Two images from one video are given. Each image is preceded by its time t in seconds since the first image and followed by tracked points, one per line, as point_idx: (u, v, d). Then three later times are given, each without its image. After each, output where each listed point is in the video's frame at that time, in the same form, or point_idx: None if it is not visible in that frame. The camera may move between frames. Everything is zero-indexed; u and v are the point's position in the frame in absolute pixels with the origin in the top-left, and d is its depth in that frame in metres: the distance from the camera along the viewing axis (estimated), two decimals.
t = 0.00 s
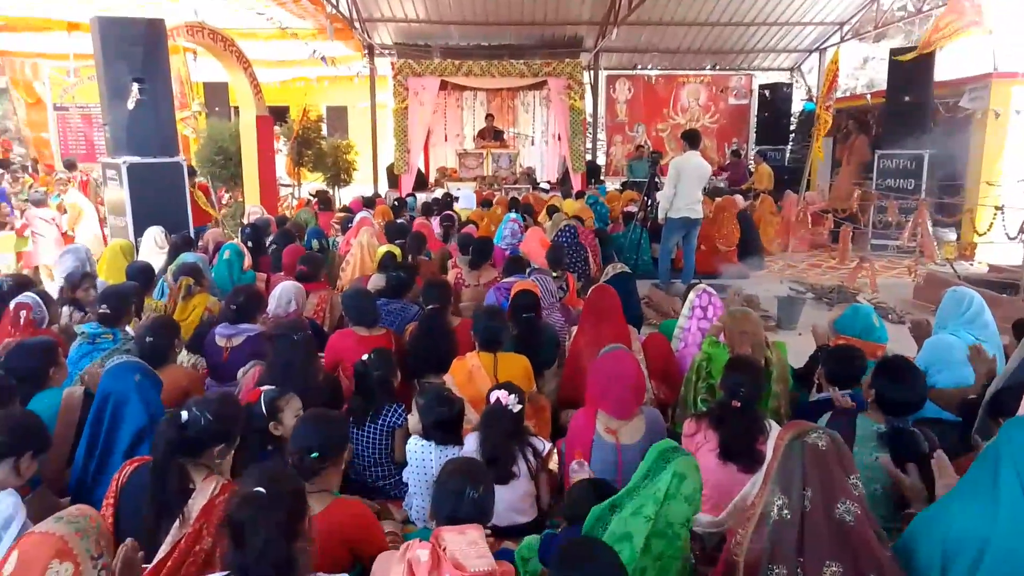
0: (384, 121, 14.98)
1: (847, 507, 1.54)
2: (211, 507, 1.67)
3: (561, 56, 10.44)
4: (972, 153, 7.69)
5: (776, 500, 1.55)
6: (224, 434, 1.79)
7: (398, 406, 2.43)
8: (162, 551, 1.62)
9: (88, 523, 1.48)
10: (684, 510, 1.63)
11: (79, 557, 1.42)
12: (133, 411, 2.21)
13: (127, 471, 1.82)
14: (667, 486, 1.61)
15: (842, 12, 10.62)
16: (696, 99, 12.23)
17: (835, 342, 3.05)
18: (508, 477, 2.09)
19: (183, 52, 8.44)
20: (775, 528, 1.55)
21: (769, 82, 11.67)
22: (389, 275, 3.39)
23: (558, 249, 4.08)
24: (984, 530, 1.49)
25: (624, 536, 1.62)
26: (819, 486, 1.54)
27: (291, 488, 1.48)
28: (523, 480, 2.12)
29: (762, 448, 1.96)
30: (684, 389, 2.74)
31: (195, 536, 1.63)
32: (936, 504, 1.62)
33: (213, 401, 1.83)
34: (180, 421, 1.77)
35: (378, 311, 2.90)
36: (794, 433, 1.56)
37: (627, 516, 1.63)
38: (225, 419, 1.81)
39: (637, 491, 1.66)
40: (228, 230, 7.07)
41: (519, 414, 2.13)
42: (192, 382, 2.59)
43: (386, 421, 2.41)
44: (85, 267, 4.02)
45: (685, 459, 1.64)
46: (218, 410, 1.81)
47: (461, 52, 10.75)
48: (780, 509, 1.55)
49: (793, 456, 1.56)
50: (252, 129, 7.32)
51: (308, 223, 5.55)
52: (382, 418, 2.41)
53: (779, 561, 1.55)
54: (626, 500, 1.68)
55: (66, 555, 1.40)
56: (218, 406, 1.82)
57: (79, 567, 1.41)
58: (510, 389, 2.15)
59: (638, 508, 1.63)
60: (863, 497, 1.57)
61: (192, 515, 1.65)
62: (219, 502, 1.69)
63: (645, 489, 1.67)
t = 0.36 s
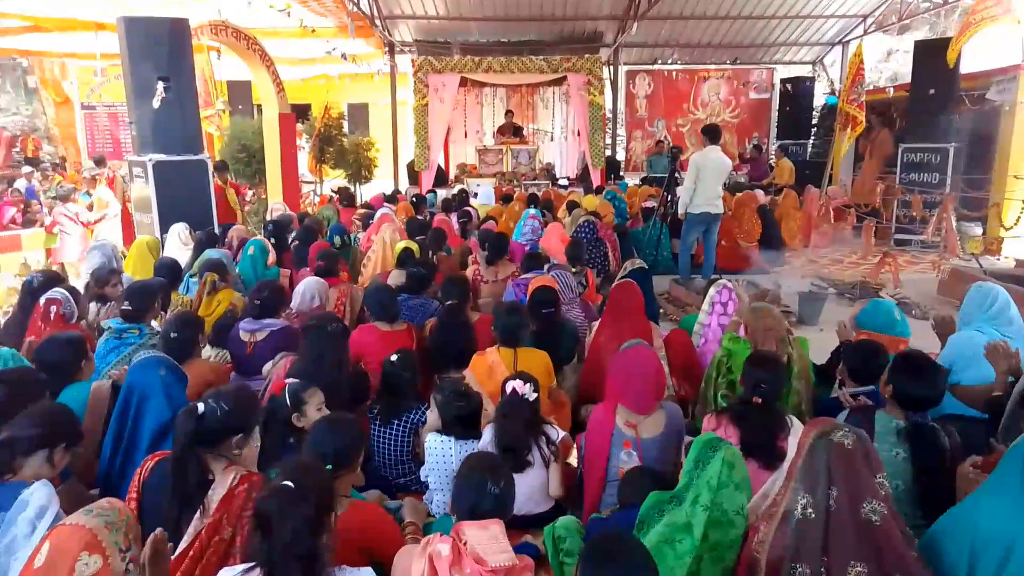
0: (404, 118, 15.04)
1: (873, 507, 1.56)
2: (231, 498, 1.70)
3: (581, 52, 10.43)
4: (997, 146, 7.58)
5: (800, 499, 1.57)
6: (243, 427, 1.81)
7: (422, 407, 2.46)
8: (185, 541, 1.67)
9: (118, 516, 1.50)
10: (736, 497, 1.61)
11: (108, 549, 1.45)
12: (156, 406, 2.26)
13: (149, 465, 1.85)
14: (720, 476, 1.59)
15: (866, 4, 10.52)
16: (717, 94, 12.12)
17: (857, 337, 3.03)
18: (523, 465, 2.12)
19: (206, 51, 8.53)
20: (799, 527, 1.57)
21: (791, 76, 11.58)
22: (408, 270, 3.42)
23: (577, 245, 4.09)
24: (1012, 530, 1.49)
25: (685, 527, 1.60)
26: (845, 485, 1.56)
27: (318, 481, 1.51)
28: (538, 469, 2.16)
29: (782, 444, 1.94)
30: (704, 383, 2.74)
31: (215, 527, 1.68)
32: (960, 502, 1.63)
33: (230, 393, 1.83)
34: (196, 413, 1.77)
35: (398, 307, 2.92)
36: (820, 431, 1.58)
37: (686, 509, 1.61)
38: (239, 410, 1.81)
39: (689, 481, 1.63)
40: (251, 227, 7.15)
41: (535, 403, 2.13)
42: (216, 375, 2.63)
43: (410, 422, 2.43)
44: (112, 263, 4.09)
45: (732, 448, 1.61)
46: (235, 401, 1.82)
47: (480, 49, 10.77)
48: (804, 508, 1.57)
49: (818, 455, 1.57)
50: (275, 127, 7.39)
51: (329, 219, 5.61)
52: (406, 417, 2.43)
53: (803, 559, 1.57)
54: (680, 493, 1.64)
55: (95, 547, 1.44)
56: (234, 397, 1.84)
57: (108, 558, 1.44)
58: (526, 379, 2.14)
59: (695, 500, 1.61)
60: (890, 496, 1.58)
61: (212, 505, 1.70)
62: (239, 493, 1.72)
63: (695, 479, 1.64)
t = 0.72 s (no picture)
0: (410, 111, 15.04)
1: (884, 505, 1.55)
2: (235, 489, 1.71)
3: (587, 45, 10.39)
4: (1008, 141, 7.51)
5: (809, 496, 1.55)
6: (247, 418, 1.81)
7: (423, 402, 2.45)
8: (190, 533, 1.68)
9: (126, 508, 1.52)
10: (756, 489, 1.60)
11: (117, 540, 1.46)
12: (162, 397, 2.27)
13: (152, 458, 1.86)
14: (736, 470, 1.58)
15: None
16: (724, 86, 12.08)
17: (864, 331, 3.01)
18: (526, 447, 2.13)
19: (213, 43, 8.52)
20: (807, 525, 1.56)
21: (800, 69, 11.51)
22: (413, 263, 3.42)
23: (583, 238, 4.08)
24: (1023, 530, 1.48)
25: (713, 527, 1.61)
26: (855, 483, 1.55)
27: (329, 475, 1.51)
28: (540, 452, 2.17)
29: (788, 438, 1.94)
30: (710, 378, 2.73)
31: (220, 518, 1.70)
32: (970, 500, 1.62)
33: (234, 384, 1.81)
34: (200, 405, 1.77)
35: (404, 300, 2.92)
36: (830, 428, 1.57)
37: (712, 507, 1.62)
38: (243, 401, 1.79)
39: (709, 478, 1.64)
40: (257, 220, 7.15)
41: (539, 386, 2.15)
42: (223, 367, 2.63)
43: (411, 417, 2.42)
44: (118, 256, 4.10)
45: (743, 439, 1.60)
46: (238, 392, 1.81)
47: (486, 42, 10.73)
48: (813, 506, 1.55)
49: (829, 453, 1.56)
50: (281, 119, 7.39)
51: (335, 212, 5.61)
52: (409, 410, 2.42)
53: (810, 557, 1.56)
54: (707, 491, 1.67)
55: (104, 538, 1.44)
56: (238, 389, 1.83)
57: (117, 549, 1.45)
58: (530, 363, 2.16)
59: (718, 496, 1.62)
60: (900, 494, 1.57)
61: (217, 497, 1.70)
62: (244, 484, 1.72)
63: (715, 475, 1.64)
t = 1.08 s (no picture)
0: (419, 113, 15.06)
1: (902, 514, 1.54)
2: (246, 489, 1.71)
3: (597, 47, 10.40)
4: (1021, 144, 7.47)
5: (827, 502, 1.57)
6: (258, 418, 1.81)
7: (436, 402, 2.47)
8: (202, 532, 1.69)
9: (138, 506, 1.52)
10: (761, 495, 1.61)
11: (128, 538, 1.46)
12: (181, 396, 2.28)
13: (166, 458, 1.86)
14: (739, 476, 1.59)
15: None
16: (734, 89, 12.05)
17: (874, 335, 2.99)
18: (535, 448, 2.14)
19: (224, 45, 8.59)
20: (824, 530, 1.57)
21: (811, 72, 11.48)
22: (423, 265, 3.42)
23: (592, 240, 4.07)
24: None
25: (715, 535, 1.61)
26: (874, 490, 1.55)
27: (350, 476, 1.51)
28: (550, 450, 2.18)
29: (799, 441, 1.92)
30: (719, 381, 2.71)
31: (232, 518, 1.71)
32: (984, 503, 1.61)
33: (245, 384, 1.82)
34: (213, 405, 1.77)
35: (414, 301, 2.93)
36: (850, 434, 1.57)
37: (715, 514, 1.62)
38: (256, 401, 1.80)
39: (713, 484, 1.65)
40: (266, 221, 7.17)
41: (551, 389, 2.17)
42: (233, 366, 2.64)
43: (424, 417, 2.43)
44: (130, 256, 4.12)
45: (748, 443, 1.59)
46: (250, 392, 1.81)
47: (496, 44, 10.75)
48: (830, 511, 1.56)
49: (848, 459, 1.56)
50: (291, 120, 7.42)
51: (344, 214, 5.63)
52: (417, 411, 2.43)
53: (826, 562, 1.57)
54: (709, 499, 1.68)
55: (116, 535, 1.45)
56: (250, 388, 1.83)
57: (128, 547, 1.45)
58: (543, 365, 2.17)
59: (721, 502, 1.62)
60: (919, 503, 1.57)
61: (229, 497, 1.71)
62: (255, 484, 1.72)
63: (719, 480, 1.65)
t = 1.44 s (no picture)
0: (431, 122, 15.12)
1: (923, 526, 1.53)
2: (261, 497, 1.72)
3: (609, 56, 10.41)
4: None
5: (846, 513, 1.57)
6: (273, 426, 1.82)
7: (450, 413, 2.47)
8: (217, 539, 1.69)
9: (155, 511, 1.52)
10: (764, 500, 1.61)
11: (146, 543, 1.47)
12: (202, 402, 2.29)
13: (181, 465, 1.87)
14: (743, 480, 1.60)
15: (900, 7, 10.41)
16: (746, 97, 12.03)
17: (891, 345, 2.97)
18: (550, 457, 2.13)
19: (239, 56, 8.67)
20: (844, 541, 1.57)
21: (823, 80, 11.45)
22: (435, 273, 3.44)
23: (604, 249, 4.07)
24: None
25: (718, 538, 1.61)
26: (894, 503, 1.54)
27: (374, 484, 1.53)
28: (565, 461, 2.17)
29: (814, 450, 1.91)
30: (733, 390, 2.69)
31: (246, 525, 1.71)
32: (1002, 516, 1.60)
33: (259, 391, 1.85)
34: (228, 412, 1.80)
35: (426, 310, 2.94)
36: (871, 445, 1.58)
37: (716, 517, 1.62)
38: (270, 407, 1.83)
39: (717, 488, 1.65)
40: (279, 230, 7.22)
41: (569, 398, 2.22)
42: (247, 375, 2.66)
43: (437, 427, 2.43)
44: (145, 265, 4.15)
45: (752, 448, 1.61)
46: (265, 398, 1.82)
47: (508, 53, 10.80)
48: (850, 522, 1.57)
49: (869, 470, 1.56)
50: (305, 130, 7.48)
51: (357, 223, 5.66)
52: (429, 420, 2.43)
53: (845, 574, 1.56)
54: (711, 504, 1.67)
55: (134, 541, 1.46)
56: (264, 394, 1.84)
57: (146, 552, 1.46)
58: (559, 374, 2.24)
59: (723, 505, 1.62)
60: (941, 517, 1.55)
61: (243, 504, 1.71)
62: (270, 491, 1.73)
63: (722, 483, 1.66)
